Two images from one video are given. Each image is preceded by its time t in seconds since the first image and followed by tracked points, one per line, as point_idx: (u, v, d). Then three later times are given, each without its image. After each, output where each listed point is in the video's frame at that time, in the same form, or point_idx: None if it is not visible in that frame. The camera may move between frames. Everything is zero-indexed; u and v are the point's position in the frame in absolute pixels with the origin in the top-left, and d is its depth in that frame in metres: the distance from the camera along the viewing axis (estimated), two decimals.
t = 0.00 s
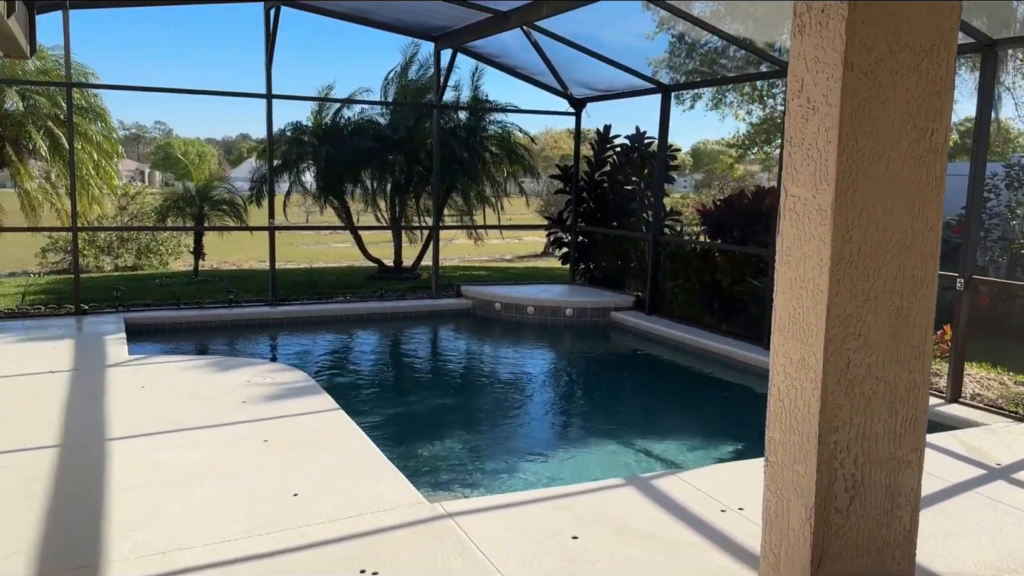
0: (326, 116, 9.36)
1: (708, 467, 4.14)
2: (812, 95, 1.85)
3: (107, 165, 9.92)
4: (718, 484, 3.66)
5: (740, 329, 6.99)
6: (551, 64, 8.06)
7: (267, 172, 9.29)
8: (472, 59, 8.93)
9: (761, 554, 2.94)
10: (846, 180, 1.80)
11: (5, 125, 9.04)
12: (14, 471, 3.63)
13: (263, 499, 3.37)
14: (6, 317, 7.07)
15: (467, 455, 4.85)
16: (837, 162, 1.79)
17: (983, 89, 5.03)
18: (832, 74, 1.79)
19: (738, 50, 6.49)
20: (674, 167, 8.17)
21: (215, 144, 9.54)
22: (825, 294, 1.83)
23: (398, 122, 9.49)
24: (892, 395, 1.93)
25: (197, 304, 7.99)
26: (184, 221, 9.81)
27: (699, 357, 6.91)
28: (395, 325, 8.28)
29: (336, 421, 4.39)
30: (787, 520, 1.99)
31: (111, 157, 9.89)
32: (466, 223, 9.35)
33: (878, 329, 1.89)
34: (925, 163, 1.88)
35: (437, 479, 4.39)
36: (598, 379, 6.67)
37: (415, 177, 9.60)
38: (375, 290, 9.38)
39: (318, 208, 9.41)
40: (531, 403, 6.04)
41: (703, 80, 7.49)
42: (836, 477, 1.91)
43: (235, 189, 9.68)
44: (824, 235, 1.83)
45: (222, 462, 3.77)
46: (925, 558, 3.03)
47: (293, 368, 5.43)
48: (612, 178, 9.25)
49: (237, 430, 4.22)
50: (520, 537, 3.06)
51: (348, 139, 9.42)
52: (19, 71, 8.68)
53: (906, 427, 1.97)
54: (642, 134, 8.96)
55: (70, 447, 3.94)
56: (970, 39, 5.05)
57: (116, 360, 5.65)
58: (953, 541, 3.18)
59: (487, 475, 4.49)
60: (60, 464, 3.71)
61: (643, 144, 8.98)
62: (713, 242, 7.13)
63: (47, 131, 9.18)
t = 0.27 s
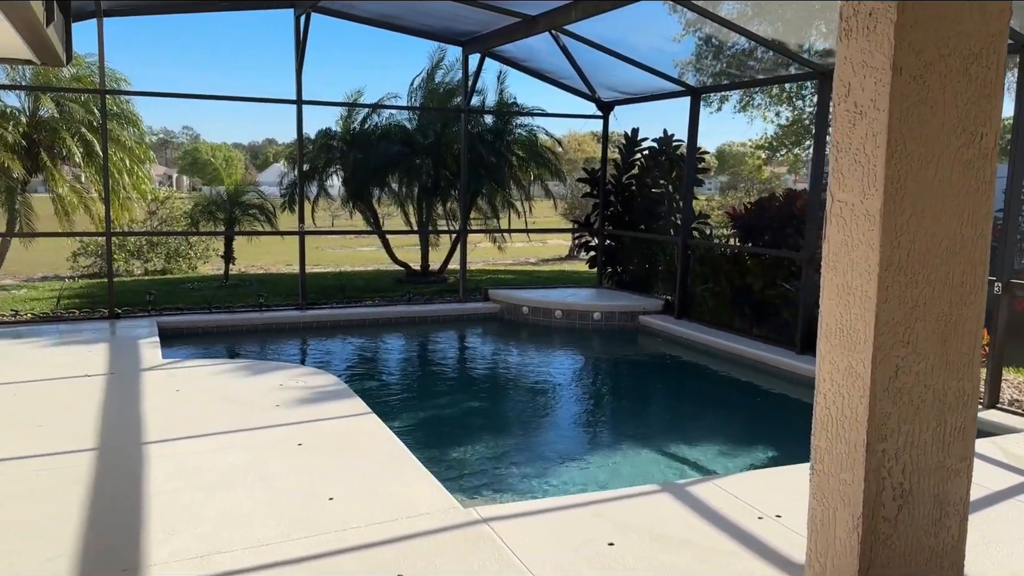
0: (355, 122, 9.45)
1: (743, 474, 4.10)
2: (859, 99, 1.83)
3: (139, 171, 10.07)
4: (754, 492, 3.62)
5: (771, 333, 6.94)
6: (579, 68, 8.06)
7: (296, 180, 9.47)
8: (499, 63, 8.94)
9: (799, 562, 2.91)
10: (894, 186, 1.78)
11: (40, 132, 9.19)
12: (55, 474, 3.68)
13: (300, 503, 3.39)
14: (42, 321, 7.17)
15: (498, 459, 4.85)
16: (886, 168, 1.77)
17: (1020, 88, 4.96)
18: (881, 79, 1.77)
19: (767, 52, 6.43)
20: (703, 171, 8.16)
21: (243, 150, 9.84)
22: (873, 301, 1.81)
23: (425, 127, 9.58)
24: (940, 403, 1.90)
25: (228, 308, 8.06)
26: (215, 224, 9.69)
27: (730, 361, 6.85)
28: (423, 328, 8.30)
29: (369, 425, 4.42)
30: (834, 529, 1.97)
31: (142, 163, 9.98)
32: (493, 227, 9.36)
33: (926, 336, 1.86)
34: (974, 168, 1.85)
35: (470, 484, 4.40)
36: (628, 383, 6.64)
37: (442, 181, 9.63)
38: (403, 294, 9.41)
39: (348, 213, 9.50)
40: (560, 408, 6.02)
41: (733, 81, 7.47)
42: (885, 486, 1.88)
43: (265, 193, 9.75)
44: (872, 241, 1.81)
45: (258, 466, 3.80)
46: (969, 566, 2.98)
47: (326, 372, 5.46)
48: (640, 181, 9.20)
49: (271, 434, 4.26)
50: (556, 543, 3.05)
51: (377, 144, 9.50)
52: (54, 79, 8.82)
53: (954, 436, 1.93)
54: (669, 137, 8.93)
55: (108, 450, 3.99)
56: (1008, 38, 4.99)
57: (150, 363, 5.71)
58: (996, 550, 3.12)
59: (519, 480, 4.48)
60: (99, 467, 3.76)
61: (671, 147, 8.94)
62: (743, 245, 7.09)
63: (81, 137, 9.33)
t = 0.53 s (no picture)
0: (376, 126, 9.49)
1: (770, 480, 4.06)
2: (900, 103, 1.80)
3: (162, 176, 10.17)
4: (783, 499, 3.59)
5: (796, 338, 6.87)
6: (600, 71, 8.04)
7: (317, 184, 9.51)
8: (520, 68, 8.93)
9: (831, 569, 2.87)
10: (937, 190, 1.75)
11: (65, 137, 9.29)
12: (84, 478, 3.72)
13: (327, 508, 3.39)
14: (68, 325, 7.25)
15: (522, 464, 4.84)
16: (928, 172, 1.74)
17: None
18: (923, 82, 1.74)
19: (789, 53, 6.37)
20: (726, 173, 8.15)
21: (263, 154, 9.90)
22: (914, 307, 1.78)
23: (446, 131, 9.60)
24: (982, 411, 1.87)
25: (251, 311, 8.11)
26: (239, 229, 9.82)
27: (754, 365, 6.81)
28: (444, 332, 8.30)
29: (393, 429, 4.42)
30: (873, 538, 1.94)
31: (165, 168, 10.20)
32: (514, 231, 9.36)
33: (969, 343, 1.83)
34: (1018, 172, 1.81)
35: (494, 489, 4.39)
36: (651, 388, 6.61)
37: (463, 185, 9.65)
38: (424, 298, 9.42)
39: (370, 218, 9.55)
40: (583, 412, 5.99)
41: (755, 83, 7.43)
42: (926, 495, 1.85)
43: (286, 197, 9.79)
44: (913, 247, 1.78)
45: (284, 470, 3.81)
46: None
47: (350, 376, 5.48)
48: (662, 185, 9.16)
49: (297, 437, 4.27)
50: (584, 549, 3.03)
51: (399, 148, 9.53)
52: (80, 84, 8.91)
53: (996, 444, 1.90)
54: (691, 141, 8.96)
55: (136, 453, 4.02)
56: None
57: (176, 367, 5.74)
58: None
59: (543, 485, 4.47)
60: (127, 471, 3.78)
61: (692, 150, 8.95)
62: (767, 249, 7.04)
63: (106, 142, 9.42)
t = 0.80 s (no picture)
0: (392, 130, 9.49)
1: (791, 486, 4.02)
2: (933, 106, 1.77)
3: (178, 179, 10.23)
4: (806, 506, 3.55)
5: (815, 342, 6.82)
6: (617, 73, 8.03)
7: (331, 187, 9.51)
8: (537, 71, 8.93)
9: None
10: (972, 195, 1.72)
11: (83, 140, 9.34)
12: (105, 480, 3.72)
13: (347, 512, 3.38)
14: (86, 327, 7.28)
15: (539, 468, 4.82)
16: (963, 176, 1.71)
17: None
18: (958, 85, 1.71)
19: (806, 55, 6.32)
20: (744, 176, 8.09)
21: (277, 156, 9.73)
22: (948, 314, 1.74)
23: (461, 134, 9.60)
24: (1014, 419, 1.84)
25: (267, 314, 8.13)
26: (255, 232, 9.89)
27: (772, 370, 6.75)
28: (459, 335, 8.29)
29: (410, 432, 4.42)
30: (905, 549, 1.90)
31: (182, 170, 10.22)
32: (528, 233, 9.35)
33: (1002, 350, 1.80)
34: None
35: (512, 493, 4.37)
36: (668, 392, 6.57)
37: (478, 188, 9.65)
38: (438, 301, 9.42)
39: (385, 221, 9.56)
40: (598, 416, 5.96)
41: (772, 86, 7.39)
42: (959, 505, 1.82)
43: (301, 199, 9.80)
44: (947, 252, 1.74)
45: (303, 474, 3.81)
46: None
47: (366, 379, 5.47)
48: (678, 187, 9.12)
49: (315, 441, 4.27)
50: (606, 555, 3.01)
51: (415, 152, 9.54)
52: (98, 87, 8.96)
53: None
54: (708, 143, 8.89)
55: (155, 456, 4.02)
56: None
57: (194, 369, 5.76)
58: None
59: (560, 490, 4.45)
60: (147, 474, 3.79)
61: (709, 152, 8.89)
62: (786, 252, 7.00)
63: (124, 145, 9.47)
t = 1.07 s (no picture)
0: (402, 131, 9.40)
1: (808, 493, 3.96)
2: (965, 105, 1.72)
3: (189, 180, 10.24)
4: (824, 513, 3.49)
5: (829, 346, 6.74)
6: (630, 75, 7.98)
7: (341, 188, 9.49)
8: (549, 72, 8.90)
9: None
10: (1007, 197, 1.67)
11: (94, 141, 9.35)
12: (115, 483, 3.70)
13: (359, 516, 3.35)
14: (97, 328, 7.28)
15: (550, 473, 4.77)
16: (997, 178, 1.66)
17: None
18: (991, 83, 1.66)
19: (820, 56, 6.26)
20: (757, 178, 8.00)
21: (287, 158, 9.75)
22: (981, 319, 1.69)
23: (472, 136, 9.61)
24: None
25: (278, 315, 8.11)
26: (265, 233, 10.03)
27: (786, 373, 6.68)
28: (470, 337, 8.25)
29: (423, 435, 4.39)
30: (932, 561, 1.85)
31: (193, 171, 10.32)
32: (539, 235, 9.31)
33: None
34: None
35: (523, 498, 4.33)
36: (681, 395, 6.51)
37: (489, 189, 9.61)
38: (449, 303, 9.39)
39: (394, 223, 9.50)
40: (610, 420, 5.91)
41: (784, 87, 7.33)
42: (989, 515, 1.77)
43: (311, 201, 9.79)
44: (980, 255, 1.69)
45: (314, 478, 3.77)
46: None
47: (378, 381, 5.44)
48: (691, 189, 9.06)
49: (327, 443, 4.24)
50: (621, 562, 2.96)
51: (425, 153, 9.51)
52: (109, 88, 8.96)
53: None
54: (721, 144, 8.78)
55: (166, 459, 4.00)
56: None
57: (204, 371, 5.74)
58: None
59: (573, 494, 4.40)
60: (157, 477, 3.76)
61: (722, 154, 8.79)
62: (800, 254, 6.93)
63: (135, 147, 9.48)
